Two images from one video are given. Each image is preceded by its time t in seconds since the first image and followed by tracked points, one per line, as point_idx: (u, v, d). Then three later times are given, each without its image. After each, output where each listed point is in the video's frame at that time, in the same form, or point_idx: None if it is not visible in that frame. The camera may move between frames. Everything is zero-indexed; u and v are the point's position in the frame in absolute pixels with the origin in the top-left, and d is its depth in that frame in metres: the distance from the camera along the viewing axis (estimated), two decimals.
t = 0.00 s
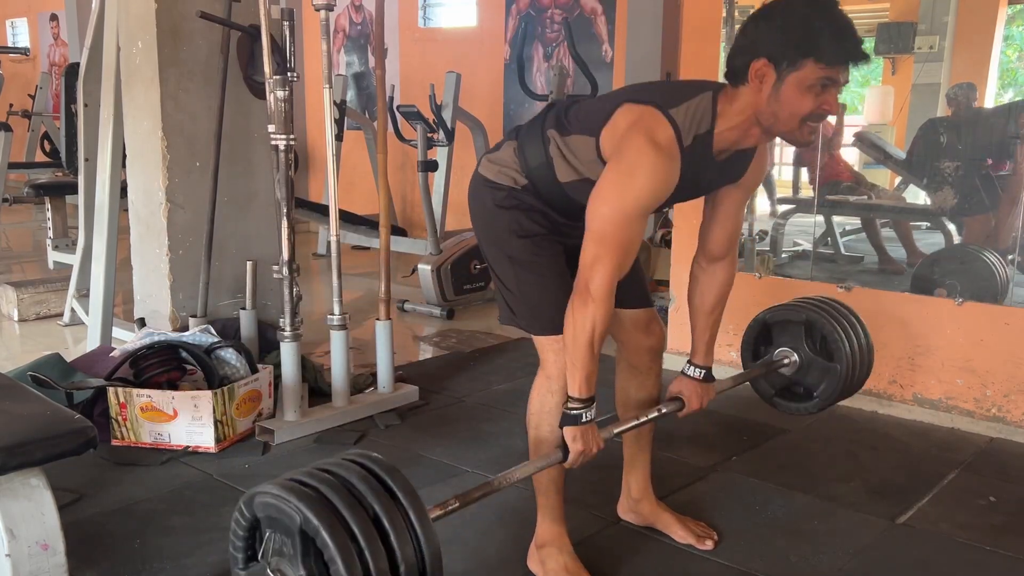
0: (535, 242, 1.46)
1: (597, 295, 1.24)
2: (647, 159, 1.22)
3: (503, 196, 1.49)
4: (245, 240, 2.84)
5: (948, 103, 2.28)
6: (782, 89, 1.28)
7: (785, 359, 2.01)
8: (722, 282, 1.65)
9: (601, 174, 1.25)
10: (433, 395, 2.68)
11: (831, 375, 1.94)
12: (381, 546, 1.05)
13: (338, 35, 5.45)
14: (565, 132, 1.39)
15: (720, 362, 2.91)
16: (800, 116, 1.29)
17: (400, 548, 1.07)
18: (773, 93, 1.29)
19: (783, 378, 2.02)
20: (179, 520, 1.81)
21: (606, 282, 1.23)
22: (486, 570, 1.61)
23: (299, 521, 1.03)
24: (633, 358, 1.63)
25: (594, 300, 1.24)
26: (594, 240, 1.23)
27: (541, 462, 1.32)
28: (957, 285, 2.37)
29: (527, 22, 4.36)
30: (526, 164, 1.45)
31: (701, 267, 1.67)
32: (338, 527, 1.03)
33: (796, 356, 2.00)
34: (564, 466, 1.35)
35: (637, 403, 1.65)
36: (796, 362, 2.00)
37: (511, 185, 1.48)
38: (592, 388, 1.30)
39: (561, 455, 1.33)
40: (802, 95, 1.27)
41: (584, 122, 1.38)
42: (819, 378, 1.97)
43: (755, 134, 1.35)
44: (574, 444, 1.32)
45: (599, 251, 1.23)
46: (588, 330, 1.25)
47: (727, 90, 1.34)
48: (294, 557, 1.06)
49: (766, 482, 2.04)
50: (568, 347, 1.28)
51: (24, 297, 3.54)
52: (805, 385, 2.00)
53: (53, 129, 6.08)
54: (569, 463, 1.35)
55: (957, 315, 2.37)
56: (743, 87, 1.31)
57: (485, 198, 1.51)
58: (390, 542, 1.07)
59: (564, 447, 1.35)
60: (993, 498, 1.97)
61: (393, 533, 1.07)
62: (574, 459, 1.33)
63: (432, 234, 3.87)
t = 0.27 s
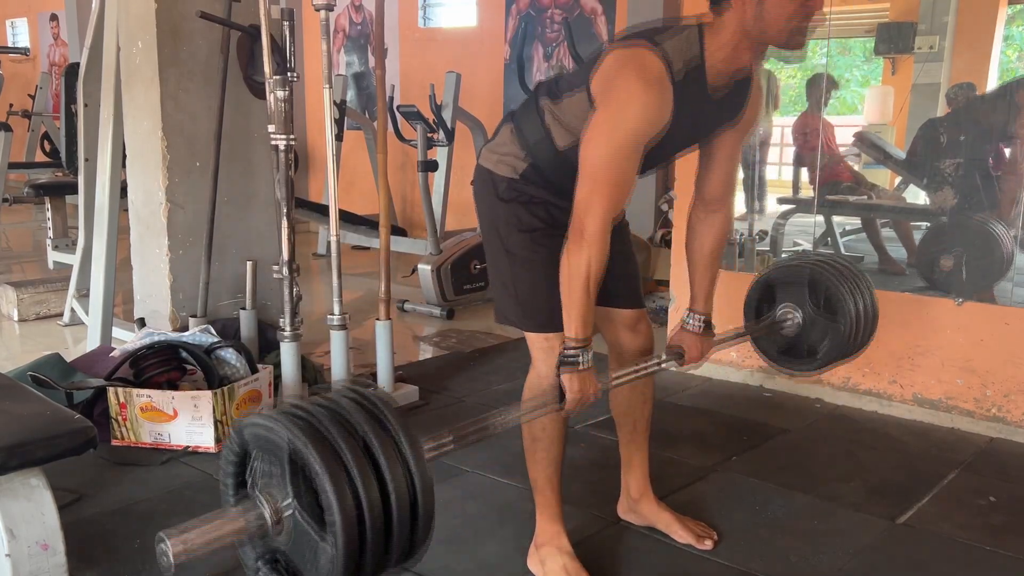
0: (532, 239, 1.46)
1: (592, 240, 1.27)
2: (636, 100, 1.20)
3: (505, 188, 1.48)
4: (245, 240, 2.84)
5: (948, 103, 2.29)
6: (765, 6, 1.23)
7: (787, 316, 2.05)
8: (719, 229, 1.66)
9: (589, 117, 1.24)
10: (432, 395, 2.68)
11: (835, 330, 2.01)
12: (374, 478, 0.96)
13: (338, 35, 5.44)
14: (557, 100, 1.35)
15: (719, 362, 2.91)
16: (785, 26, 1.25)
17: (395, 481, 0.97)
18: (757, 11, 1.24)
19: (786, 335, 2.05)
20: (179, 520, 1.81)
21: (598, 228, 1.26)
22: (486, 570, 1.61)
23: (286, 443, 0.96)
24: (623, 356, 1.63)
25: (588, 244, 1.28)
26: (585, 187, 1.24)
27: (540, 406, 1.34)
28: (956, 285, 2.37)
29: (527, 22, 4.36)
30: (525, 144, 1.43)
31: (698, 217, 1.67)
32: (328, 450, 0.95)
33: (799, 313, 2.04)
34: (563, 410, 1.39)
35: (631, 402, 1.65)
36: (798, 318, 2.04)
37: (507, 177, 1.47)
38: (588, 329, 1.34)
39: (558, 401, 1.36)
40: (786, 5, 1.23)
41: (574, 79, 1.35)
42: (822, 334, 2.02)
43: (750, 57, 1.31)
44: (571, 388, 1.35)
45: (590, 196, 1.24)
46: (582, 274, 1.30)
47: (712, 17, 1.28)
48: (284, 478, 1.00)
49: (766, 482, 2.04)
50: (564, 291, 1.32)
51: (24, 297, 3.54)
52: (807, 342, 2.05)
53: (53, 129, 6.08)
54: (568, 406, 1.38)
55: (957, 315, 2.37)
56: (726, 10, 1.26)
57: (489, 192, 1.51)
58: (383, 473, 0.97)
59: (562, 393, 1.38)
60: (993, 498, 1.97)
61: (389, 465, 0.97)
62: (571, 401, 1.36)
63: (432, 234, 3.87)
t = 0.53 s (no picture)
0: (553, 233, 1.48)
1: (585, 162, 1.32)
2: (617, 23, 1.27)
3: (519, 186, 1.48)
4: (245, 240, 2.84)
5: (948, 103, 2.29)
6: None
7: (793, 269, 2.06)
8: (715, 163, 1.65)
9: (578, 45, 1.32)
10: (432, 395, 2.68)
11: (841, 279, 1.98)
12: (368, 388, 1.06)
13: (338, 35, 5.44)
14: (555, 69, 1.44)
15: (719, 362, 2.91)
16: None
17: (388, 393, 1.08)
18: None
19: (793, 287, 2.07)
20: (179, 520, 1.81)
21: (591, 151, 1.31)
22: (487, 570, 1.61)
23: (279, 350, 1.07)
24: (624, 356, 1.63)
25: (581, 166, 1.32)
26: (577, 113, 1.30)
27: (537, 335, 1.35)
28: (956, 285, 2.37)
29: (527, 22, 4.34)
30: (536, 125, 1.46)
31: (695, 153, 1.67)
32: (323, 358, 1.05)
33: (805, 266, 2.05)
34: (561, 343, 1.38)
35: (632, 403, 1.65)
36: (804, 271, 2.05)
37: (522, 173, 1.47)
38: (585, 263, 1.36)
39: (556, 332, 1.36)
40: None
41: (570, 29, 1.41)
42: (828, 284, 2.00)
43: None
44: (570, 319, 1.36)
45: (580, 114, 1.31)
46: (576, 198, 1.33)
47: None
48: (274, 388, 1.11)
49: (766, 482, 2.04)
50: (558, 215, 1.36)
51: (24, 297, 3.54)
52: (814, 294, 2.04)
53: (53, 129, 6.08)
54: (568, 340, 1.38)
55: (957, 315, 2.38)
56: None
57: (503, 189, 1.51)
58: (375, 380, 1.08)
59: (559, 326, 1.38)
60: (993, 498, 1.97)
61: (382, 377, 1.08)
62: (570, 334, 1.36)
63: (432, 234, 3.87)
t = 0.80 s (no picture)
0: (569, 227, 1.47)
1: (566, 100, 1.35)
2: None
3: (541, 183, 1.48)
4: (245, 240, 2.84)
5: (948, 103, 2.28)
6: None
7: (796, 227, 2.11)
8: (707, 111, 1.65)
9: None
10: (432, 395, 2.68)
11: (846, 237, 2.02)
12: (366, 310, 1.11)
13: (338, 35, 5.44)
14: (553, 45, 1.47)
15: (719, 362, 2.91)
16: None
17: (383, 312, 1.13)
18: None
19: (796, 246, 2.12)
20: (179, 520, 1.81)
21: (571, 89, 1.35)
22: (487, 570, 1.61)
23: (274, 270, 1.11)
24: (633, 359, 1.63)
25: (563, 105, 1.36)
26: (552, 56, 1.35)
27: (536, 278, 1.37)
28: (956, 285, 2.37)
29: (527, 22, 4.33)
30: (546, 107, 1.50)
31: (686, 102, 1.67)
32: (319, 277, 1.10)
33: (808, 225, 2.10)
34: (562, 286, 1.40)
35: (635, 404, 1.65)
36: (808, 229, 2.10)
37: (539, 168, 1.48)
38: (581, 205, 1.38)
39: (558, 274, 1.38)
40: None
41: None
42: (831, 243, 2.05)
43: None
44: (570, 262, 1.37)
45: (557, 56, 1.34)
46: (563, 137, 1.36)
47: None
48: (270, 308, 1.15)
49: (767, 482, 2.04)
50: (548, 159, 1.39)
51: (23, 297, 3.54)
52: (819, 254, 2.10)
53: (53, 128, 6.08)
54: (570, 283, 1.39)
55: (958, 315, 2.38)
56: None
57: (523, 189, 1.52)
58: (372, 298, 1.13)
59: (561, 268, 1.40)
60: (993, 498, 1.97)
61: (379, 298, 1.13)
62: (571, 277, 1.38)
63: (432, 234, 3.87)
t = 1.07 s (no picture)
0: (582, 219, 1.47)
1: (543, 74, 1.38)
2: None
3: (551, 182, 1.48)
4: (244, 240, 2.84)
5: (948, 103, 2.28)
6: None
7: (794, 206, 2.11)
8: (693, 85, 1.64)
9: None
10: (432, 395, 2.67)
11: (842, 214, 2.02)
12: (355, 263, 1.16)
13: (338, 35, 5.44)
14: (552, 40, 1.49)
15: (719, 361, 2.91)
16: None
17: (374, 265, 1.18)
18: None
19: (795, 224, 2.13)
20: (179, 520, 1.81)
21: (548, 64, 1.38)
22: (487, 570, 1.61)
23: (264, 228, 1.17)
24: (633, 360, 1.63)
25: (541, 81, 1.38)
26: (524, 38, 1.38)
27: (530, 246, 1.40)
28: (957, 285, 2.36)
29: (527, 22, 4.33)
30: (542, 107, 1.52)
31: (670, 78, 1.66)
32: (308, 231, 1.15)
33: (806, 204, 2.09)
34: (559, 257, 1.43)
35: (636, 404, 1.65)
36: (805, 208, 2.10)
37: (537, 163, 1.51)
38: (570, 173, 1.40)
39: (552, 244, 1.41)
40: None
41: None
42: (830, 221, 2.05)
43: None
44: (564, 231, 1.39)
45: (530, 36, 1.38)
46: (545, 111, 1.39)
47: None
48: (262, 267, 1.21)
49: (767, 482, 2.04)
50: (533, 136, 1.41)
51: (23, 297, 3.53)
52: (817, 232, 2.09)
53: (53, 128, 6.08)
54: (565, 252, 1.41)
55: (958, 315, 2.37)
56: None
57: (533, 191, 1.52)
58: (362, 254, 1.18)
59: (557, 239, 1.42)
60: (993, 498, 1.97)
61: (368, 253, 1.18)
62: (566, 247, 1.40)
63: (432, 233, 3.87)
